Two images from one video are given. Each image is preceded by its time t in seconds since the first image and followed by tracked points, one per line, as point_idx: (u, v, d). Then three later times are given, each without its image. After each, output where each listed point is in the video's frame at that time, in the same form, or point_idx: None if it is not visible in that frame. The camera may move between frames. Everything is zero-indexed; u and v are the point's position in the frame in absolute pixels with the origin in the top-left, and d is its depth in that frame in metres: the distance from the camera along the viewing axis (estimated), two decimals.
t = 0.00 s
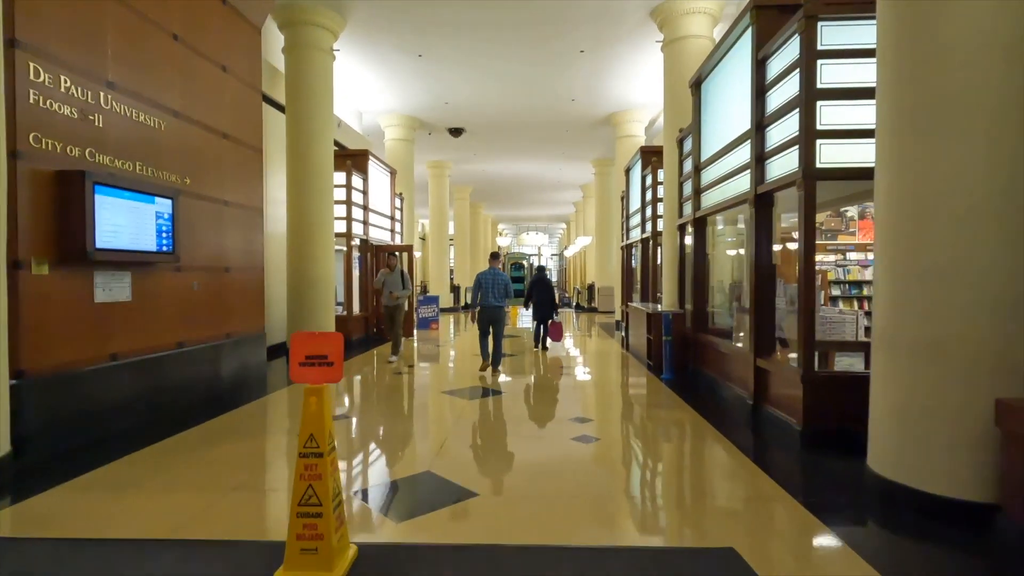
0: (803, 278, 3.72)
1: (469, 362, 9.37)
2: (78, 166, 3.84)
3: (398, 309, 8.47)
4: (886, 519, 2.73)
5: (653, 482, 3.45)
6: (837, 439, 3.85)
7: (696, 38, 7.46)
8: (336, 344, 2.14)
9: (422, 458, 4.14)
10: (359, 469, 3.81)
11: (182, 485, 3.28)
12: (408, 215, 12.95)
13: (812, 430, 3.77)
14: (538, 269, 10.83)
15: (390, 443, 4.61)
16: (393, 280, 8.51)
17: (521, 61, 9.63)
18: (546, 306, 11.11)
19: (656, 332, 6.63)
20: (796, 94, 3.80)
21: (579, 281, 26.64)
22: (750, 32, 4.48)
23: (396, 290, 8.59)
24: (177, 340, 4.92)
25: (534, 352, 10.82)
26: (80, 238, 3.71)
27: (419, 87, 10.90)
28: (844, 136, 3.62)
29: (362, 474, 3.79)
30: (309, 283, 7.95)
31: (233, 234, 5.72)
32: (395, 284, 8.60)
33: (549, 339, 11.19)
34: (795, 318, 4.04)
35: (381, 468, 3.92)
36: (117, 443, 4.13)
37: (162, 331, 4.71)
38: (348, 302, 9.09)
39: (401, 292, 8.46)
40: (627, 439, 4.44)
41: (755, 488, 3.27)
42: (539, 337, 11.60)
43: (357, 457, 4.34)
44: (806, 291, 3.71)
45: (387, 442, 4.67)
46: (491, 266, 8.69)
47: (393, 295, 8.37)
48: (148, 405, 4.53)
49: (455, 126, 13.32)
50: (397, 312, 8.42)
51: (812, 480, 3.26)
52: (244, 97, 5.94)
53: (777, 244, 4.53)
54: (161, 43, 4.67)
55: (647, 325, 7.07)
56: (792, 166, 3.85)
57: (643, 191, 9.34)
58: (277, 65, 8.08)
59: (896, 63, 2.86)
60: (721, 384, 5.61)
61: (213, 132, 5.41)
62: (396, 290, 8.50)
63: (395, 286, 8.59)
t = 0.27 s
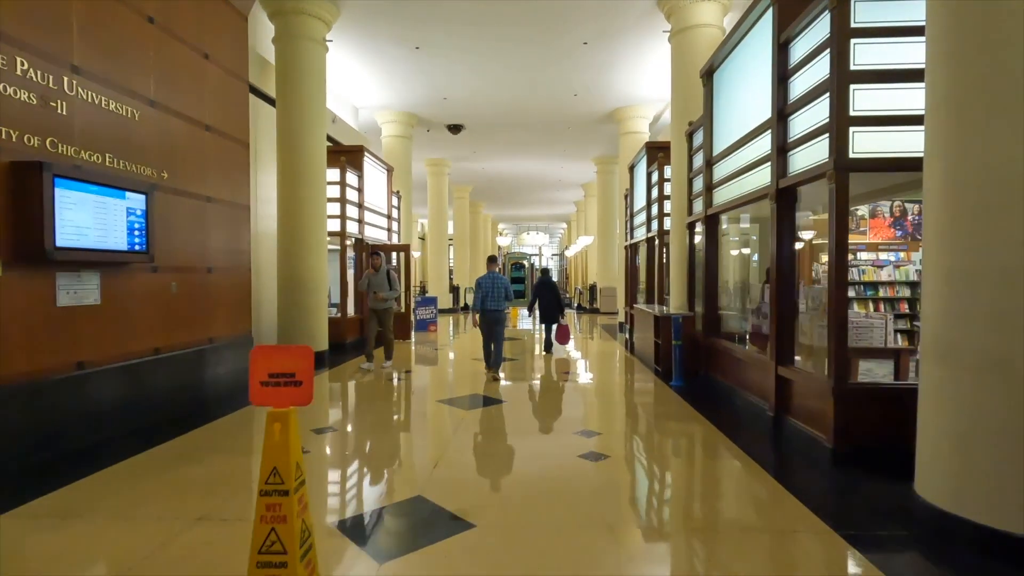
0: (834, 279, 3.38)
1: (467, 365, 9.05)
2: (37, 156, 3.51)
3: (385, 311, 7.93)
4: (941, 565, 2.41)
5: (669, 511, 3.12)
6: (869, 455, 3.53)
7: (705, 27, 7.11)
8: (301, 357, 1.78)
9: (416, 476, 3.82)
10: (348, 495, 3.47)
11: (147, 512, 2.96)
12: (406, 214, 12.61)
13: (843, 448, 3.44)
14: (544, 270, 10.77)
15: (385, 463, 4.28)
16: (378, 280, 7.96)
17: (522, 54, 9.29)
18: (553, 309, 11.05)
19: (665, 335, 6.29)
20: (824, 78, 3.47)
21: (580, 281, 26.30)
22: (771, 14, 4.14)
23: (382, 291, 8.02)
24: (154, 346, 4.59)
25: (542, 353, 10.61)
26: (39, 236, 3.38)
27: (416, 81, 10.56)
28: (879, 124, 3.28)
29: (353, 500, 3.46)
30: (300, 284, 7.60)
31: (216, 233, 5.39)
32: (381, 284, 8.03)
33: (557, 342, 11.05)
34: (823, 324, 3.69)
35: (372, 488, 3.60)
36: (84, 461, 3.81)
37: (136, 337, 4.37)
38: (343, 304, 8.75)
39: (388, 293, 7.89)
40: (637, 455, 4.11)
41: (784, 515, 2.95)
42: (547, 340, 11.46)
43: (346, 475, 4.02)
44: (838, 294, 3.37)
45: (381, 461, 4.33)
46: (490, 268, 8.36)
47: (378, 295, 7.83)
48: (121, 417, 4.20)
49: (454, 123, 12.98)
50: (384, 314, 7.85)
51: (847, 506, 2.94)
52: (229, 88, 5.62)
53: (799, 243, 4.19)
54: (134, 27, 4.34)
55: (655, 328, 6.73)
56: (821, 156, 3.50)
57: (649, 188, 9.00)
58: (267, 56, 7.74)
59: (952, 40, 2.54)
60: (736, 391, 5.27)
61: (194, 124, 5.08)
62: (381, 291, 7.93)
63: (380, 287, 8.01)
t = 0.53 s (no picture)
0: (864, 281, 3.08)
1: (465, 369, 8.75)
2: None
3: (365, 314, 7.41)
4: None
5: (682, 539, 2.82)
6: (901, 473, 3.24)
7: (712, 15, 6.80)
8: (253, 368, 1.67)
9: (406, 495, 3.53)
10: (330, 518, 3.18)
11: (103, 540, 2.66)
12: (403, 213, 12.32)
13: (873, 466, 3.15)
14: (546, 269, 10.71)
15: (373, 478, 3.98)
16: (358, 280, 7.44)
17: (520, 46, 9.00)
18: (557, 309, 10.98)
19: (671, 337, 5.99)
20: (851, 59, 3.17)
21: (581, 281, 26.00)
22: None
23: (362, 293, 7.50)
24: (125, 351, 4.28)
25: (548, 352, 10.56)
26: None
27: (411, 73, 10.29)
28: (913, 109, 2.98)
29: (340, 522, 3.19)
30: (291, 285, 7.30)
31: (197, 231, 5.09)
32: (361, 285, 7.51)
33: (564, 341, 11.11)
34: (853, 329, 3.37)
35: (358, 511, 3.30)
36: (45, 479, 3.52)
37: (104, 341, 4.06)
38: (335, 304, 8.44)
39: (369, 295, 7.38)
40: (644, 470, 3.82)
41: (812, 544, 2.65)
42: (553, 337, 11.57)
43: (332, 492, 3.73)
44: (869, 297, 3.06)
45: (369, 476, 4.04)
46: (487, 267, 8.05)
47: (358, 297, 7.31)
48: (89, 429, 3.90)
49: (452, 119, 12.68)
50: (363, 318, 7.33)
51: (883, 534, 2.64)
52: (210, 78, 5.32)
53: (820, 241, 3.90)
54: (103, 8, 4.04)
55: (660, 330, 6.43)
56: (850, 144, 3.18)
57: (652, 185, 8.70)
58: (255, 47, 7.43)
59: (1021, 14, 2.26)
60: (745, 398, 4.98)
61: (171, 115, 4.78)
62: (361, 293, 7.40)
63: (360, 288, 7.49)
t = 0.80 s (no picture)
0: (904, 284, 2.77)
1: (463, 372, 8.44)
2: None
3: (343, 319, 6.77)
4: None
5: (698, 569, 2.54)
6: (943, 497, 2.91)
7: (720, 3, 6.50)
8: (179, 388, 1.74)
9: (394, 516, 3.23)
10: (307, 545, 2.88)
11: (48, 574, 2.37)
12: (399, 212, 12.01)
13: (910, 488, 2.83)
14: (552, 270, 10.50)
15: (360, 496, 3.68)
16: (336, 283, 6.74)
17: (520, 38, 8.70)
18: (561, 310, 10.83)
19: (679, 342, 5.68)
20: (889, 36, 2.87)
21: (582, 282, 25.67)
22: None
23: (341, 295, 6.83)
24: (95, 358, 3.97)
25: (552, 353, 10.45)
26: None
27: (408, 67, 9.99)
28: (962, 91, 2.67)
29: (319, 549, 2.90)
30: (281, 287, 6.99)
31: (175, 229, 4.79)
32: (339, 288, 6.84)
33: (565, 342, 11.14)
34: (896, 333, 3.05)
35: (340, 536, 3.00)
36: (1, 500, 3.23)
37: (70, 347, 3.77)
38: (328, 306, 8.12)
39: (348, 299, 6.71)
40: (653, 488, 3.53)
41: None
42: (555, 339, 11.57)
43: (314, 511, 3.43)
44: (910, 302, 2.76)
45: (357, 493, 3.74)
46: (486, 267, 7.74)
47: (335, 302, 6.66)
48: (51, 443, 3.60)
49: (450, 116, 12.38)
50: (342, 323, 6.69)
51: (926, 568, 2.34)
52: (190, 67, 5.02)
53: (848, 239, 3.60)
54: None
55: (667, 334, 6.12)
56: (889, 129, 2.86)
57: (657, 182, 8.39)
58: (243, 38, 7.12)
59: None
60: (760, 407, 4.68)
61: (146, 105, 4.49)
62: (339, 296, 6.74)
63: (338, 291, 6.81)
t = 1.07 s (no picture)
0: (954, 285, 2.47)
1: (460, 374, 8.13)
2: None
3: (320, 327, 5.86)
4: None
5: None
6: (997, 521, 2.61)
7: None
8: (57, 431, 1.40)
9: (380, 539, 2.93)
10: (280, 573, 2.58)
11: None
12: (396, 210, 11.68)
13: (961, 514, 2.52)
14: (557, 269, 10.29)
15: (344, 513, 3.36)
16: (309, 285, 5.82)
17: (520, 27, 8.42)
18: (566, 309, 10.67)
19: (689, 345, 5.36)
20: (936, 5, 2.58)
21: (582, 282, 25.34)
22: None
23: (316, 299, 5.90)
24: (56, 364, 3.66)
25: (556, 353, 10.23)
26: None
27: (404, 60, 9.70)
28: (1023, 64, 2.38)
29: None
30: (270, 286, 6.67)
31: (150, 224, 4.49)
32: (314, 290, 5.90)
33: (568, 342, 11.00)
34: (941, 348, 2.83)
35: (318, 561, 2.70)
36: None
37: (27, 351, 3.46)
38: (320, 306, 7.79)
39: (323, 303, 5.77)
40: (665, 506, 3.22)
41: None
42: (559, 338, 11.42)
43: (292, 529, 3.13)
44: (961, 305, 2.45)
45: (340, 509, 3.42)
46: (487, 264, 7.45)
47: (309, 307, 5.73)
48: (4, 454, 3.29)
49: (448, 111, 12.09)
50: (318, 332, 5.78)
51: None
52: (168, 51, 4.73)
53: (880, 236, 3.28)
54: None
55: (676, 337, 5.80)
56: (936, 110, 2.59)
57: (662, 177, 8.09)
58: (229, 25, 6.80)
59: None
60: (778, 415, 4.37)
61: (119, 90, 4.20)
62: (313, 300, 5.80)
63: (313, 294, 5.89)
